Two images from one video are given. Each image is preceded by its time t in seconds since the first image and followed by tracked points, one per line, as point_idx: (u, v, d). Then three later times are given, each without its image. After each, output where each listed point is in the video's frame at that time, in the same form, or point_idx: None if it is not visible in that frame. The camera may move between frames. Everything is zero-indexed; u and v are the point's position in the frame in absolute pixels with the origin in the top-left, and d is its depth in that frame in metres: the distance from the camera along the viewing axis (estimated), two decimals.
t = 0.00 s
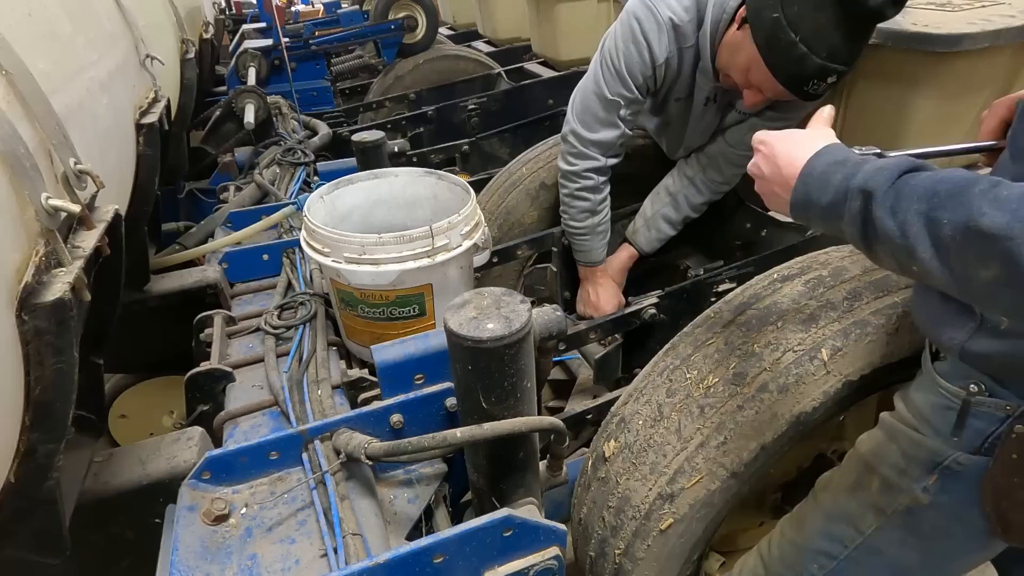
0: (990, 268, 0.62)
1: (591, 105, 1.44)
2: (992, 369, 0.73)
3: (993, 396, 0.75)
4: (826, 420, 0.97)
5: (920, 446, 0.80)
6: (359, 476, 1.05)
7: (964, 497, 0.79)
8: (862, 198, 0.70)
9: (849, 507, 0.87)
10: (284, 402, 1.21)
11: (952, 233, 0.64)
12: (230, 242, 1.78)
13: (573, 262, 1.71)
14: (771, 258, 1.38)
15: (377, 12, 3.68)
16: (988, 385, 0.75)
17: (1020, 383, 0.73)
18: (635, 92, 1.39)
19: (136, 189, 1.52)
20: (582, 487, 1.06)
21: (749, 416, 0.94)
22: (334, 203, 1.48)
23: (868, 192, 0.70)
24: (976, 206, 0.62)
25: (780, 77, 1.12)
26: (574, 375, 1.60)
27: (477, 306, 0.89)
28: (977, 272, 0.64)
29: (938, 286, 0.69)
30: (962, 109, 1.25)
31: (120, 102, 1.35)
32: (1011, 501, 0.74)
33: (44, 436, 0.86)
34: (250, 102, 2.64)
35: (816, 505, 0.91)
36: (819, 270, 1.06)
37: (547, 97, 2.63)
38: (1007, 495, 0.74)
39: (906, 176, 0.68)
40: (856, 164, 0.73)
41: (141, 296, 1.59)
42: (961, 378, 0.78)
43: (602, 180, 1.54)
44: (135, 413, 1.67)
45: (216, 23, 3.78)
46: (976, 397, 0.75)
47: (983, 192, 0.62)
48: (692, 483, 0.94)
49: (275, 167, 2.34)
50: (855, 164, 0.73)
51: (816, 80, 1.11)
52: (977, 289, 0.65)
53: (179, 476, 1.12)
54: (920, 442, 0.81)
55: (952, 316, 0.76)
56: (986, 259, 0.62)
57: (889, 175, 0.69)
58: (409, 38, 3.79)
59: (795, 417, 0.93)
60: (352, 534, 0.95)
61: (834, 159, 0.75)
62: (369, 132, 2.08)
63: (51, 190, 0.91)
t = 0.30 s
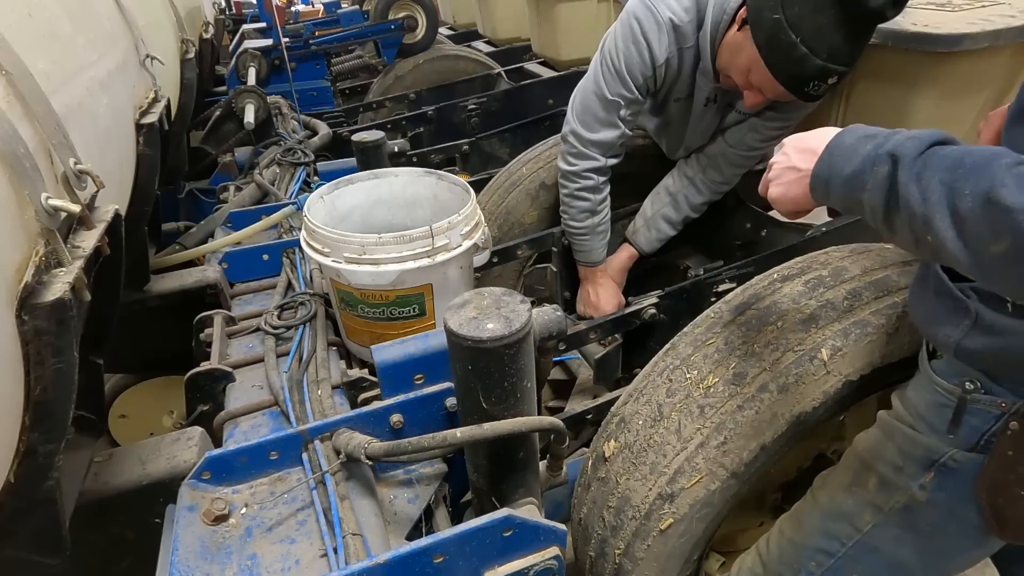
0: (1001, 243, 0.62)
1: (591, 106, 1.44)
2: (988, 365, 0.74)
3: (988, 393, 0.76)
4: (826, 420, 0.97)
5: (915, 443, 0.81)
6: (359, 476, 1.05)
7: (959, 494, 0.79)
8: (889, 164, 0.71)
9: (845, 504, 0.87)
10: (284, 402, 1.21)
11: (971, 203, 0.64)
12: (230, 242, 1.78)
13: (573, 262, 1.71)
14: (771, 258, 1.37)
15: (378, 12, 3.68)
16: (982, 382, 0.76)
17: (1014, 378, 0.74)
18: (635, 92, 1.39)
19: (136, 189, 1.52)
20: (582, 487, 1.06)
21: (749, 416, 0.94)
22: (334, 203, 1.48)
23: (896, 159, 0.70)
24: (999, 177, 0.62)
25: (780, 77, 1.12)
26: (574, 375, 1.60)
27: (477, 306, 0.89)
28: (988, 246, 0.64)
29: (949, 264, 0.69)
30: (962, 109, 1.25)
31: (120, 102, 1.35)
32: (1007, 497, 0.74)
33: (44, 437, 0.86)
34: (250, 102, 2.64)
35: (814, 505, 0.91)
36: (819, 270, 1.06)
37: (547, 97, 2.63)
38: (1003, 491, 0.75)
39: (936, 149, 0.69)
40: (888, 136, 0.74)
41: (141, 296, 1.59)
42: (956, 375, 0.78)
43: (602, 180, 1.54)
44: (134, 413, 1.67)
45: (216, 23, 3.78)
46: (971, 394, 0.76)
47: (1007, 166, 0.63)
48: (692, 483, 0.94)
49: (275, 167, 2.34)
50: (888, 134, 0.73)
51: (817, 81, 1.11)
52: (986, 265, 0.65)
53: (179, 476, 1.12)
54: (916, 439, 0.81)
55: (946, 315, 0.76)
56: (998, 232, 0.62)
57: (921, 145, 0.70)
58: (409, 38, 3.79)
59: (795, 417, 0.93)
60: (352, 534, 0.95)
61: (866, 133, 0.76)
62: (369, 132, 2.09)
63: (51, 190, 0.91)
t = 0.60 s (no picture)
0: (1007, 267, 0.62)
1: (591, 105, 1.44)
2: (986, 367, 0.73)
3: (988, 394, 0.75)
4: (825, 420, 0.97)
5: (916, 443, 0.81)
6: (359, 476, 1.05)
7: (960, 495, 0.79)
8: (890, 202, 0.70)
9: (845, 505, 0.87)
10: (284, 402, 1.21)
11: (973, 234, 0.64)
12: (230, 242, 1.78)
13: (573, 262, 1.71)
14: (772, 258, 1.37)
15: (378, 12, 3.68)
16: (981, 382, 0.76)
17: (1014, 379, 0.73)
18: (635, 92, 1.39)
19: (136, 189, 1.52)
20: (582, 487, 1.06)
21: (749, 417, 0.94)
22: (334, 203, 1.48)
23: (897, 197, 0.69)
24: (997, 207, 0.62)
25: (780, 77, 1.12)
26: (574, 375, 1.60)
27: (477, 306, 0.89)
28: (995, 273, 0.64)
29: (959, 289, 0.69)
30: (963, 109, 1.25)
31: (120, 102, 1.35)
32: (1008, 497, 0.74)
33: (44, 437, 0.86)
34: (250, 102, 2.64)
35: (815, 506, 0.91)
36: (819, 270, 1.06)
37: (547, 97, 2.63)
38: (1003, 491, 0.74)
39: (935, 180, 0.68)
40: (886, 168, 0.73)
41: (141, 296, 1.59)
42: (955, 376, 0.78)
43: (602, 180, 1.54)
44: (134, 413, 1.67)
45: (216, 23, 3.78)
46: (970, 394, 0.76)
47: (1003, 195, 0.63)
48: (692, 483, 0.94)
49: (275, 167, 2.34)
50: (887, 169, 0.72)
51: (816, 78, 1.11)
52: (991, 289, 0.65)
53: (179, 476, 1.12)
54: (917, 439, 0.81)
55: (940, 317, 0.77)
56: (1002, 258, 0.62)
57: (918, 178, 0.69)
58: (409, 38, 3.79)
59: (795, 417, 0.94)
60: (352, 534, 0.95)
61: (868, 166, 0.74)
62: (369, 132, 2.09)
63: (51, 190, 0.91)
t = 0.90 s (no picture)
0: (916, 286, 0.66)
1: (591, 106, 1.44)
2: (974, 368, 0.73)
3: (976, 389, 0.76)
4: (825, 420, 0.97)
5: (908, 439, 0.81)
6: (359, 476, 1.05)
7: (951, 490, 0.79)
8: (814, 243, 0.73)
9: (838, 503, 0.87)
10: (284, 402, 1.21)
11: (883, 261, 0.68)
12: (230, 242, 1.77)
13: (573, 262, 1.70)
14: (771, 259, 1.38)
15: (377, 12, 3.67)
16: (971, 378, 0.76)
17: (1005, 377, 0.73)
18: (635, 92, 1.39)
19: (135, 189, 1.52)
20: (582, 487, 1.06)
21: (749, 417, 0.94)
22: (334, 203, 1.48)
23: (819, 238, 0.73)
24: (897, 235, 0.66)
25: (780, 78, 1.12)
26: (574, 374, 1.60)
27: (477, 306, 0.89)
28: (907, 292, 0.68)
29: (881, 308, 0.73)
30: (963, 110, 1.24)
31: (120, 103, 1.35)
32: (996, 493, 0.74)
33: (44, 437, 0.86)
34: (250, 102, 2.64)
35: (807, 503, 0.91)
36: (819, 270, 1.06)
37: (547, 97, 2.62)
38: (991, 488, 0.74)
39: (848, 218, 0.72)
40: (807, 211, 0.76)
41: (141, 296, 1.59)
42: (944, 375, 0.78)
43: (602, 181, 1.54)
44: (134, 413, 1.67)
45: (216, 23, 3.79)
46: (959, 391, 0.76)
47: (902, 224, 0.67)
48: (692, 483, 0.94)
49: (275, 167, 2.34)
50: (808, 213, 0.75)
51: (816, 79, 1.11)
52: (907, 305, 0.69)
53: (179, 476, 1.12)
54: (909, 436, 0.81)
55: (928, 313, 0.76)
56: (910, 279, 0.66)
57: (834, 218, 0.73)
58: (409, 37, 3.78)
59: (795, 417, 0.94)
60: (352, 534, 0.95)
61: (794, 212, 0.77)
62: (369, 132, 2.09)
63: (51, 190, 0.91)
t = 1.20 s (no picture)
0: (705, 306, 0.81)
1: (591, 106, 1.44)
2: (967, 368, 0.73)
3: (967, 391, 0.76)
4: (824, 421, 0.97)
5: (901, 441, 0.81)
6: (360, 476, 1.05)
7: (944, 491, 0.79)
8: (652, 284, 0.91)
9: (830, 504, 0.87)
10: (284, 402, 1.21)
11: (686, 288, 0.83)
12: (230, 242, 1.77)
13: (572, 262, 1.70)
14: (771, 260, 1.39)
15: (377, 12, 3.66)
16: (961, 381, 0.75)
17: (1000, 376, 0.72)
18: (635, 92, 1.39)
19: (135, 189, 1.52)
20: (582, 487, 1.06)
21: (749, 416, 0.94)
22: (334, 203, 1.48)
23: (653, 280, 0.90)
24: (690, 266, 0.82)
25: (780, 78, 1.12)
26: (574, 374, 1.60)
27: (477, 306, 0.89)
28: (704, 312, 0.82)
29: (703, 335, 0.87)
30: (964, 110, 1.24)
31: (120, 103, 1.35)
32: (987, 499, 0.75)
33: (43, 437, 0.86)
34: (250, 101, 2.64)
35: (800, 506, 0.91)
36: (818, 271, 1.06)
37: (547, 97, 2.62)
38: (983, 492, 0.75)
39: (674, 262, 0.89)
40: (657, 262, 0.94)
41: (140, 296, 1.59)
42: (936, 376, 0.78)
43: (602, 181, 1.54)
44: (135, 413, 1.67)
45: (216, 23, 3.79)
46: (950, 393, 0.76)
47: (696, 258, 0.83)
48: (692, 483, 0.94)
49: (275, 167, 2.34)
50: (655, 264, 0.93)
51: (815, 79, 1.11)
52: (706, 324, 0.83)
53: (179, 476, 1.12)
54: (902, 438, 0.81)
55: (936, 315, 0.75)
56: (701, 300, 0.81)
57: (664, 265, 0.90)
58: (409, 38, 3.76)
59: (795, 417, 0.94)
60: (352, 534, 0.95)
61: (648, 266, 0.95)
62: (369, 131, 2.08)
63: (51, 190, 0.91)
